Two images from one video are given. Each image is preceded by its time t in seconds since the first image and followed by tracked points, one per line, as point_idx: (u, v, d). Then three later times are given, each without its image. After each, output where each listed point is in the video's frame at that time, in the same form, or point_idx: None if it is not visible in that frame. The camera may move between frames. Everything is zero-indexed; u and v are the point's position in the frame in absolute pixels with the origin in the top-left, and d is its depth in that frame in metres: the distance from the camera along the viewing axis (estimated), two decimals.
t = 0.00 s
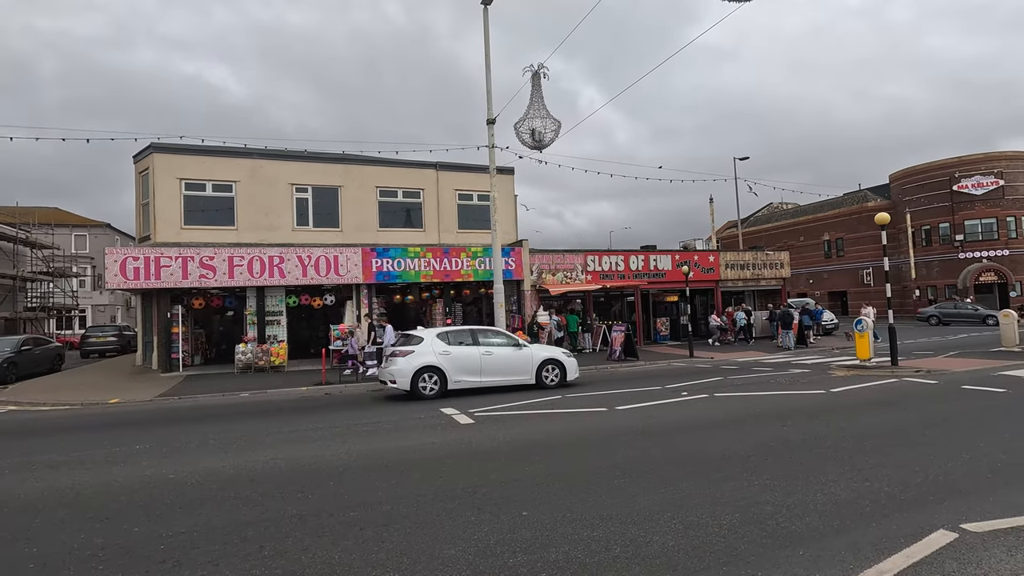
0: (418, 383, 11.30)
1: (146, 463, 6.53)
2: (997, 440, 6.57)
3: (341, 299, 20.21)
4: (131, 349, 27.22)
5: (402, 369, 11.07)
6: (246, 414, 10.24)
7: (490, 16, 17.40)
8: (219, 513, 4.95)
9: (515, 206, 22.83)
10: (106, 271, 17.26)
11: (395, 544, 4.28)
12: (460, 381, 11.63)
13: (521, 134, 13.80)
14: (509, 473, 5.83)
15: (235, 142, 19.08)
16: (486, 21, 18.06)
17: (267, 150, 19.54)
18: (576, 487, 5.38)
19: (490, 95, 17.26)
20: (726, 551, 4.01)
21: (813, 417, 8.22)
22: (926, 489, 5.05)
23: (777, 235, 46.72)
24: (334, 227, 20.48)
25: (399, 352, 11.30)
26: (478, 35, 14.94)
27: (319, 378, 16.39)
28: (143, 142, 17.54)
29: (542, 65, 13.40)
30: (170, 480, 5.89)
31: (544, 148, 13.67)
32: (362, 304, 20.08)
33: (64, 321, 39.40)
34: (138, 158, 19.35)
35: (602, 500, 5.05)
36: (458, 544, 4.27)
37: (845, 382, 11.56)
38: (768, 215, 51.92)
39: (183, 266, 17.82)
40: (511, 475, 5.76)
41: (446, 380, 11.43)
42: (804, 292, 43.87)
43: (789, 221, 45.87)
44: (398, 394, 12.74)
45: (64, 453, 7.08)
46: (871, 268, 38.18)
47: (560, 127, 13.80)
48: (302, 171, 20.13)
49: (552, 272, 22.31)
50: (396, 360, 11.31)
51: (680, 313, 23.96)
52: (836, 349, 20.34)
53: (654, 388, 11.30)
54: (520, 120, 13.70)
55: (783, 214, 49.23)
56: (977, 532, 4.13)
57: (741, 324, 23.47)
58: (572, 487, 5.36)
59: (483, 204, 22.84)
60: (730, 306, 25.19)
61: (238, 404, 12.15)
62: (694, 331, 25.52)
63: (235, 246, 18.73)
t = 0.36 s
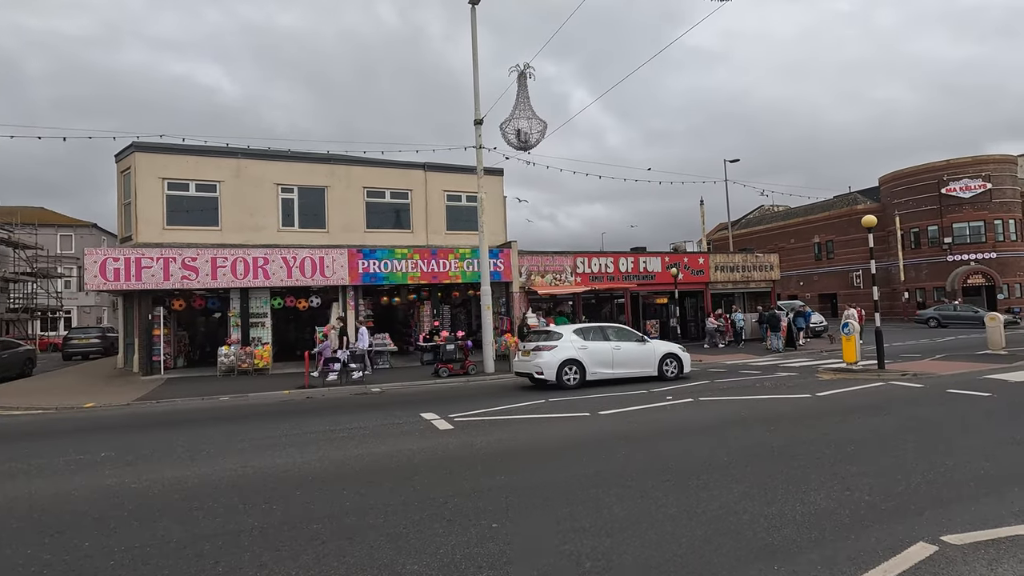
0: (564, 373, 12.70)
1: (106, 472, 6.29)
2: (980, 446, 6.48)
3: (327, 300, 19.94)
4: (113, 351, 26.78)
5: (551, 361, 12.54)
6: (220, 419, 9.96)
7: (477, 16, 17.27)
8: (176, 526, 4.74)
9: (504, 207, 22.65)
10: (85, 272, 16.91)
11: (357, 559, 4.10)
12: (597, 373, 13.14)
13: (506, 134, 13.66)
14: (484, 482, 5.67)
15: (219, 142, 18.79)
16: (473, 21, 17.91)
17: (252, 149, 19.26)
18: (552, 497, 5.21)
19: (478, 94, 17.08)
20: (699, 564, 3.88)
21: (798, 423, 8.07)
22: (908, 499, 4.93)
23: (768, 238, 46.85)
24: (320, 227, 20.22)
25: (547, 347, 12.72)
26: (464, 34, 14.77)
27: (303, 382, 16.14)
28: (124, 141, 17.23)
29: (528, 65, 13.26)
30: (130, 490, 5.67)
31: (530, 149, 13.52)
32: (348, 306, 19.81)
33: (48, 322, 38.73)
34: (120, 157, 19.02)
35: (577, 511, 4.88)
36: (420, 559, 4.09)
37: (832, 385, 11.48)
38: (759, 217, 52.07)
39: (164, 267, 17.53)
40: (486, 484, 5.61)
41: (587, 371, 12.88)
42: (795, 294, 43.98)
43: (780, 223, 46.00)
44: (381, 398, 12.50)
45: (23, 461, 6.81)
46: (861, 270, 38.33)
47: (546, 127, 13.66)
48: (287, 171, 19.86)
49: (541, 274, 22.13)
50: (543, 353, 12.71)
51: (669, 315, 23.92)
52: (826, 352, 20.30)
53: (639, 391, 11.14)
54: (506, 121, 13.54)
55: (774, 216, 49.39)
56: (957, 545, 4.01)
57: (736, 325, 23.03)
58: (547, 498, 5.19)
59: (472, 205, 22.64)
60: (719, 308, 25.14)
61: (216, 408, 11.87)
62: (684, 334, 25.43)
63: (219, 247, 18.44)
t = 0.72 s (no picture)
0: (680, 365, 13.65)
1: (73, 478, 6.13)
2: (963, 449, 6.44)
3: (314, 301, 19.76)
4: (97, 352, 26.44)
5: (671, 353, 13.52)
6: (199, 422, 9.80)
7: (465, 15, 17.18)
8: (140, 534, 4.61)
9: (494, 208, 22.55)
10: (66, 272, 16.63)
11: (325, 568, 3.99)
12: (708, 365, 14.30)
13: (494, 134, 13.57)
14: (461, 487, 5.55)
15: (204, 141, 18.58)
16: (462, 20, 17.81)
17: (239, 148, 19.05)
18: (529, 502, 5.12)
19: (466, 94, 16.97)
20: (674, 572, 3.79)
21: (780, 425, 8.03)
22: (888, 503, 4.88)
23: (759, 239, 47.00)
24: (307, 228, 20.04)
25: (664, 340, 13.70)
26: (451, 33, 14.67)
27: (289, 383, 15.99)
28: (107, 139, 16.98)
29: (515, 64, 13.18)
30: (96, 496, 5.50)
31: (517, 148, 13.44)
32: (336, 307, 19.63)
33: (33, 323, 38.15)
34: (103, 156, 18.76)
35: (553, 517, 4.79)
36: (388, 568, 3.99)
37: (818, 387, 11.49)
38: (751, 218, 52.18)
39: (148, 267, 17.30)
40: (464, 489, 5.51)
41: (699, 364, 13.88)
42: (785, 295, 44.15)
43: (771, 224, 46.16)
44: (366, 400, 12.37)
45: None
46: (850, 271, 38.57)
47: (534, 127, 13.58)
48: (274, 171, 19.67)
49: (530, 274, 22.05)
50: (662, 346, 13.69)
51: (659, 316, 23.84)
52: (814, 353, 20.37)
53: (625, 393, 11.06)
54: (493, 121, 13.45)
55: (765, 218, 49.55)
56: (934, 551, 3.95)
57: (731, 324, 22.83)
58: (524, 503, 5.09)
59: (461, 205, 22.52)
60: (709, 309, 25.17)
61: (196, 411, 11.69)
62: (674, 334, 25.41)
63: (204, 247, 18.23)
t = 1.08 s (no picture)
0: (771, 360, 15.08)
1: (36, 482, 5.99)
2: (943, 450, 6.38)
3: (301, 301, 19.60)
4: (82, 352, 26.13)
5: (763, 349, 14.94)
6: (175, 423, 9.65)
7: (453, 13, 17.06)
8: (96, 540, 4.48)
9: (484, 207, 22.44)
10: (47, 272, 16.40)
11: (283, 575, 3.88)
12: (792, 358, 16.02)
13: (479, 133, 13.45)
14: (432, 490, 5.44)
15: (189, 139, 18.38)
16: (449, 19, 17.69)
17: (224, 147, 18.84)
18: (501, 506, 5.01)
19: (454, 92, 16.84)
20: None
21: (761, 425, 7.97)
22: (863, 506, 4.80)
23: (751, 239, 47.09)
24: (295, 227, 19.86)
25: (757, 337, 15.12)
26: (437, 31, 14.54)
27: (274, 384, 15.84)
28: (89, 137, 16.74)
29: (501, 63, 13.07)
30: (57, 501, 5.34)
31: (503, 147, 13.32)
32: (323, 307, 19.49)
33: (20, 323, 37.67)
34: (86, 154, 18.52)
35: (524, 521, 4.68)
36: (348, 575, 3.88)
37: (803, 387, 11.45)
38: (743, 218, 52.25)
39: (131, 267, 17.10)
40: (434, 492, 5.41)
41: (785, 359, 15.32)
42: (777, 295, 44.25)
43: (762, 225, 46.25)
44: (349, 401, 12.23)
45: None
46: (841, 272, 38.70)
47: (520, 126, 13.47)
48: (261, 170, 19.47)
49: (520, 275, 21.97)
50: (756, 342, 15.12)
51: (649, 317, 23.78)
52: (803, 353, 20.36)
53: (610, 393, 10.97)
54: (479, 119, 13.34)
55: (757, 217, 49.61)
56: (907, 554, 3.88)
57: (728, 322, 22.80)
58: (495, 507, 4.99)
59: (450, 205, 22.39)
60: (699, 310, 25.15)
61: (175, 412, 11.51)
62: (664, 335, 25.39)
63: (188, 247, 18.03)
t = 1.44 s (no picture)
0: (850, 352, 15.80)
1: None
2: (922, 455, 6.32)
3: (287, 301, 19.40)
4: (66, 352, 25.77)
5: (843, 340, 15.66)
6: (151, 426, 9.46)
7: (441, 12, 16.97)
8: (48, 550, 4.33)
9: (473, 208, 22.33)
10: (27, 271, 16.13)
11: None
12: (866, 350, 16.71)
13: (465, 132, 13.36)
14: (401, 497, 5.32)
15: (174, 137, 18.17)
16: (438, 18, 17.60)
17: (210, 145, 18.64)
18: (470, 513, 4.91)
19: (442, 91, 16.73)
20: None
21: (742, 429, 7.90)
22: (837, 513, 4.73)
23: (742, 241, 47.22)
24: (282, 226, 19.68)
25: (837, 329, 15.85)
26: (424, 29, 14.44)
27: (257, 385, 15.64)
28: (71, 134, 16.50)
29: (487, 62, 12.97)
30: (13, 508, 5.18)
31: (489, 147, 13.22)
32: (309, 308, 19.30)
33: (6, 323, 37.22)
34: (69, 151, 18.26)
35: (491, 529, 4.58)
36: None
37: (789, 390, 11.39)
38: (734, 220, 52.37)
39: (113, 266, 16.87)
40: (403, 499, 5.29)
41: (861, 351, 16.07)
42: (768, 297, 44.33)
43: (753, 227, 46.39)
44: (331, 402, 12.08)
45: None
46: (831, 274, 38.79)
47: (506, 126, 13.38)
48: (248, 168, 19.28)
49: (509, 275, 21.86)
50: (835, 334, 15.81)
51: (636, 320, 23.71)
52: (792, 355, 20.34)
53: (594, 396, 10.87)
54: (465, 119, 13.24)
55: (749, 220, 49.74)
56: (877, 565, 3.80)
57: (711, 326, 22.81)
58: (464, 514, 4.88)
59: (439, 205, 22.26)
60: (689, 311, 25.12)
61: (153, 414, 11.32)
62: (653, 336, 25.34)
63: (173, 246, 17.81)
